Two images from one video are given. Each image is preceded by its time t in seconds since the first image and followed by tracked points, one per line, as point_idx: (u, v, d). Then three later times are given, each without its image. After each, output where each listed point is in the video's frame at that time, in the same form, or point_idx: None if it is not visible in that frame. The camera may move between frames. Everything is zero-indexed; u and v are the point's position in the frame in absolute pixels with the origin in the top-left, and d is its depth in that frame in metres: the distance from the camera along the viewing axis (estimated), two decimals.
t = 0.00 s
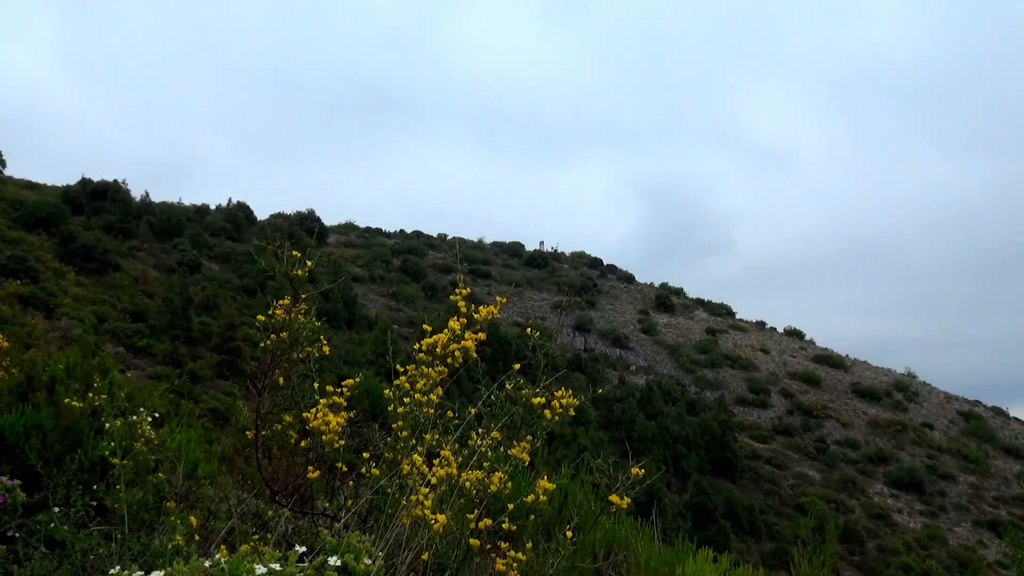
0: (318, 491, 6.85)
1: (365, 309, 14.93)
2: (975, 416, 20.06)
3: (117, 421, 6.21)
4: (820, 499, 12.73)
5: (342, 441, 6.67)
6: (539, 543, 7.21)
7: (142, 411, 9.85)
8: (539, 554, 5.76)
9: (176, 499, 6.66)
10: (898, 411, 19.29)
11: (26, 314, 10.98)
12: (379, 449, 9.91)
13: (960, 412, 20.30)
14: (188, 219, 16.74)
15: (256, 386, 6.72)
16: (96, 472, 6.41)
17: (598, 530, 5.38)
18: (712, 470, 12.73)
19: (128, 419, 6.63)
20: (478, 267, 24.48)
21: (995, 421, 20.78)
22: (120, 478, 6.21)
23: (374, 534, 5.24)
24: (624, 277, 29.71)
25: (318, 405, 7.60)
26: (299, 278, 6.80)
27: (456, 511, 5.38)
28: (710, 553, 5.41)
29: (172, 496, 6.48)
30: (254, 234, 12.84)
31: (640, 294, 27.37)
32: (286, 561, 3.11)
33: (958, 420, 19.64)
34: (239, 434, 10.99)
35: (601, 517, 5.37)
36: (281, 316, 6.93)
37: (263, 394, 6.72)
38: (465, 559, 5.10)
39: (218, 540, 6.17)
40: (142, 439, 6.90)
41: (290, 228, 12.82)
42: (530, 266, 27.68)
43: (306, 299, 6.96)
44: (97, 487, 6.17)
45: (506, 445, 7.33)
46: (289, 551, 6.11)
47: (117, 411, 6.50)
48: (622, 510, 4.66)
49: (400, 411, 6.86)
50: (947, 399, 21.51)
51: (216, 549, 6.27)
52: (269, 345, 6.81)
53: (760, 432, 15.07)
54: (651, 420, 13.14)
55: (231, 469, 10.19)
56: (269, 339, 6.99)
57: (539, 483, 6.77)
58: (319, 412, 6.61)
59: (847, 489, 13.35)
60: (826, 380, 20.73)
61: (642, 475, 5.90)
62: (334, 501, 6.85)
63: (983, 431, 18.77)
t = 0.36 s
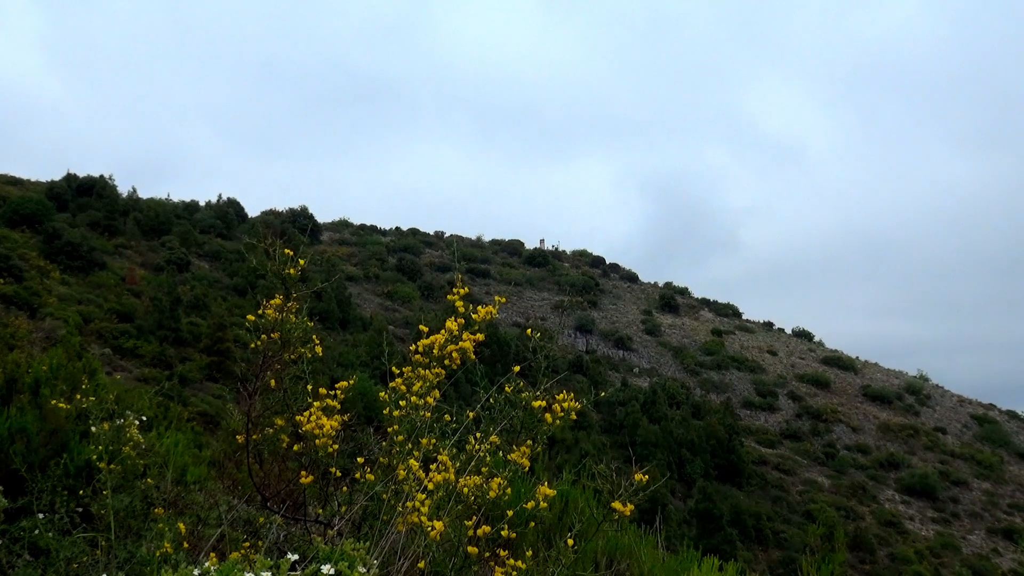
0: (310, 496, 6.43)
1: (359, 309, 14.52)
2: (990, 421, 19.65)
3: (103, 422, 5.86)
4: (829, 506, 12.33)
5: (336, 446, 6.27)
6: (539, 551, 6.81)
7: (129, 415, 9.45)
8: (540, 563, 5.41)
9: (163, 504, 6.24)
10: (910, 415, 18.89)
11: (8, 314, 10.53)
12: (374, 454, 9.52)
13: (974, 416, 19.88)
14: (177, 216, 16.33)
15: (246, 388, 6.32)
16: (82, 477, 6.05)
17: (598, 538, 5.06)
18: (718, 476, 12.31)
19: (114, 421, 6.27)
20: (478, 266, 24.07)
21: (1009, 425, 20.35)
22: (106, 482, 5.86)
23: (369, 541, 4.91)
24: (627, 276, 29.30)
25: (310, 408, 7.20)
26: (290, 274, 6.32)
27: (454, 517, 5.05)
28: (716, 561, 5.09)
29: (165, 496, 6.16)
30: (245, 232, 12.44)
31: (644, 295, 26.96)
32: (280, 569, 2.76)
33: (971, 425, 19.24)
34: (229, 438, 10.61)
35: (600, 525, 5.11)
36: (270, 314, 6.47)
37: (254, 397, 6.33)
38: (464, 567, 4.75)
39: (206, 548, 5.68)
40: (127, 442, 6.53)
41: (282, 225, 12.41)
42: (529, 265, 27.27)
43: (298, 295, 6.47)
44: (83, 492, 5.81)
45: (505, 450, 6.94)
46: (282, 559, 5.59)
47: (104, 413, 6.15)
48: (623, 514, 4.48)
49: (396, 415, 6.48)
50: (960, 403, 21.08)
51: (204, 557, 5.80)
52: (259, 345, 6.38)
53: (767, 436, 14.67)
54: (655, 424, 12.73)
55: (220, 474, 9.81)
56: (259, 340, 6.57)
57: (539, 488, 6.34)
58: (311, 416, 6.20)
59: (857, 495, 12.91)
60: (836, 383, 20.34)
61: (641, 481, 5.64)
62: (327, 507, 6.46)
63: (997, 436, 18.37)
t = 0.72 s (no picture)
0: (302, 503, 6.05)
1: (353, 310, 14.13)
2: (1004, 425, 19.25)
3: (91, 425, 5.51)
4: (838, 513, 11.93)
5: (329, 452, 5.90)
6: (539, 561, 6.43)
7: (117, 419, 9.08)
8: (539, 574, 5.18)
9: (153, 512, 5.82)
10: (922, 420, 18.51)
11: None
12: (368, 460, 9.15)
13: (987, 420, 19.49)
14: (165, 214, 15.94)
15: (236, 392, 5.96)
16: (69, 485, 5.71)
17: (600, 546, 4.92)
18: (724, 482, 11.90)
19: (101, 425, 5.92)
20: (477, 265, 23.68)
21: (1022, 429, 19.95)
22: (94, 488, 5.51)
23: (361, 550, 4.64)
24: (629, 275, 28.91)
25: (303, 412, 6.83)
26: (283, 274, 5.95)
27: (452, 526, 4.78)
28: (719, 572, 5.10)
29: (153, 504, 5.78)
30: (235, 230, 12.04)
31: (648, 295, 26.57)
32: None
33: (985, 429, 18.86)
34: (220, 443, 10.24)
35: (603, 532, 4.87)
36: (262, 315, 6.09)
37: (243, 401, 5.97)
38: None
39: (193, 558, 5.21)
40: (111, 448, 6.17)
41: (273, 223, 12.01)
42: (529, 264, 26.87)
43: (292, 295, 6.10)
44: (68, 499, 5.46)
45: (503, 456, 6.56)
46: (273, 570, 5.09)
47: (92, 416, 5.80)
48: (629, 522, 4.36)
49: (392, 419, 6.12)
50: (974, 407, 20.68)
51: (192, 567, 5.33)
52: (248, 348, 6.00)
53: (775, 442, 14.28)
54: (658, 428, 12.35)
55: (210, 481, 9.45)
56: (249, 342, 6.21)
57: (540, 495, 5.97)
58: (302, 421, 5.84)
59: (868, 502, 12.50)
60: (846, 387, 19.97)
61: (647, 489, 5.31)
62: (320, 514, 6.10)
63: (1012, 441, 17.99)
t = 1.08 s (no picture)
0: (295, 511, 5.68)
1: (348, 311, 13.76)
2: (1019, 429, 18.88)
3: (76, 427, 5.15)
4: (849, 521, 11.52)
5: (324, 457, 5.54)
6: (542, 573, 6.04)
7: (102, 423, 8.69)
8: None
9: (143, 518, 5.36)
10: (935, 423, 18.16)
11: None
12: (364, 467, 8.78)
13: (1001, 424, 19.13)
14: (153, 212, 15.56)
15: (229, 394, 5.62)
16: (53, 491, 5.34)
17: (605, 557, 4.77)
18: (730, 488, 11.51)
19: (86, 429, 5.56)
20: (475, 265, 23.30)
21: None
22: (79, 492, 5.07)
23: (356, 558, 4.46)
24: (632, 275, 28.53)
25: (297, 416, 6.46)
26: (282, 274, 5.74)
27: (450, 533, 4.59)
28: None
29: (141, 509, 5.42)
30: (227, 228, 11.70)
31: (652, 295, 26.17)
32: None
33: (1000, 434, 18.51)
34: (210, 448, 9.85)
35: (606, 539, 4.79)
36: (260, 316, 5.85)
37: (236, 403, 5.63)
38: None
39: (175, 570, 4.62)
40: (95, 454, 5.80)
41: (265, 221, 11.63)
42: (529, 264, 26.49)
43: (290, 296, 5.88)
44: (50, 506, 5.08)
45: (504, 462, 6.20)
46: None
47: (75, 419, 5.43)
48: (630, 530, 4.27)
49: (388, 423, 5.74)
50: (988, 410, 20.31)
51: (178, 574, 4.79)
52: (245, 350, 5.74)
53: (783, 446, 13.90)
54: (663, 432, 11.96)
55: (198, 487, 9.09)
56: (246, 344, 5.96)
57: (539, 501, 5.60)
58: (297, 424, 5.46)
59: (879, 509, 12.11)
60: (857, 390, 19.61)
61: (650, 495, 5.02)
62: (313, 522, 5.74)
63: None
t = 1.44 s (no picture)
0: (286, 518, 5.32)
1: (342, 311, 13.40)
2: None
3: (58, 432, 4.85)
4: (859, 528, 11.11)
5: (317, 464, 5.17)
6: None
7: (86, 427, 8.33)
8: None
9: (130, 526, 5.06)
10: (948, 428, 17.82)
11: None
12: (358, 472, 8.42)
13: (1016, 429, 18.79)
14: (141, 210, 15.21)
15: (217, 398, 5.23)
16: (36, 498, 5.04)
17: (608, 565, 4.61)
18: (737, 494, 11.13)
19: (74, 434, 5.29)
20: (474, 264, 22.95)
21: None
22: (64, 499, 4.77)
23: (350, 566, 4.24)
24: (636, 274, 28.16)
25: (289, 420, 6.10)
26: (268, 272, 5.34)
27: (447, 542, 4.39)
28: None
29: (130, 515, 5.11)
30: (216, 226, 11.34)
31: (657, 295, 25.82)
32: None
33: (1015, 439, 18.18)
34: (199, 453, 9.49)
35: (606, 549, 4.66)
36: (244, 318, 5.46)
37: (225, 407, 5.27)
38: None
39: None
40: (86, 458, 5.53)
41: (256, 219, 11.31)
42: (529, 262, 26.13)
43: (278, 294, 5.49)
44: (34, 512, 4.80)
45: (503, 467, 5.84)
46: None
47: (59, 423, 5.13)
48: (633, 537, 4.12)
49: (383, 426, 5.39)
50: (1004, 414, 19.96)
51: None
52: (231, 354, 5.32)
53: (791, 451, 13.54)
54: (667, 437, 11.59)
55: (187, 492, 8.75)
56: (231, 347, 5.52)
57: (540, 507, 5.24)
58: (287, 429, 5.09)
59: (890, 516, 11.72)
60: (868, 393, 19.26)
61: (651, 499, 4.79)
62: (306, 529, 5.40)
63: None
